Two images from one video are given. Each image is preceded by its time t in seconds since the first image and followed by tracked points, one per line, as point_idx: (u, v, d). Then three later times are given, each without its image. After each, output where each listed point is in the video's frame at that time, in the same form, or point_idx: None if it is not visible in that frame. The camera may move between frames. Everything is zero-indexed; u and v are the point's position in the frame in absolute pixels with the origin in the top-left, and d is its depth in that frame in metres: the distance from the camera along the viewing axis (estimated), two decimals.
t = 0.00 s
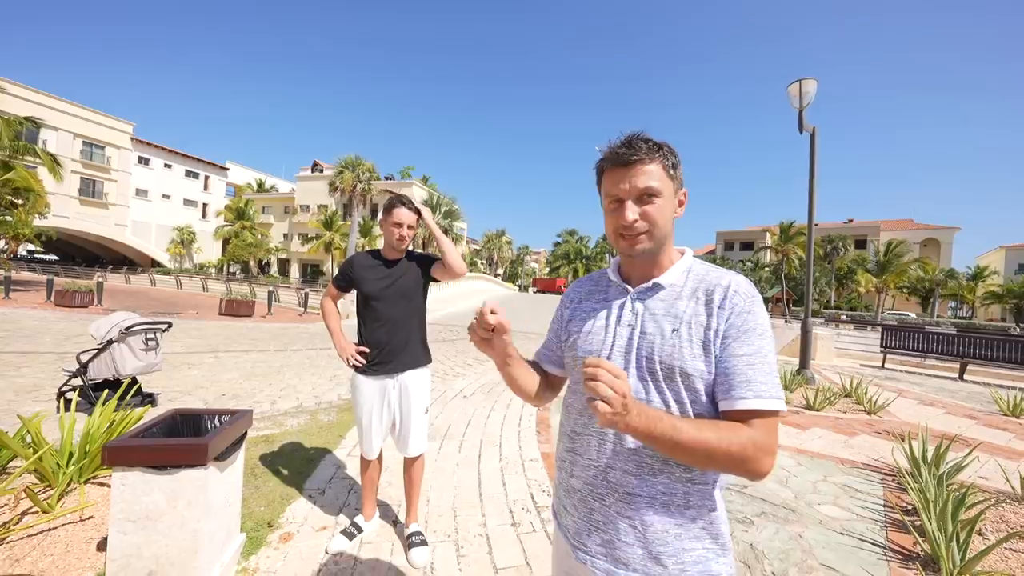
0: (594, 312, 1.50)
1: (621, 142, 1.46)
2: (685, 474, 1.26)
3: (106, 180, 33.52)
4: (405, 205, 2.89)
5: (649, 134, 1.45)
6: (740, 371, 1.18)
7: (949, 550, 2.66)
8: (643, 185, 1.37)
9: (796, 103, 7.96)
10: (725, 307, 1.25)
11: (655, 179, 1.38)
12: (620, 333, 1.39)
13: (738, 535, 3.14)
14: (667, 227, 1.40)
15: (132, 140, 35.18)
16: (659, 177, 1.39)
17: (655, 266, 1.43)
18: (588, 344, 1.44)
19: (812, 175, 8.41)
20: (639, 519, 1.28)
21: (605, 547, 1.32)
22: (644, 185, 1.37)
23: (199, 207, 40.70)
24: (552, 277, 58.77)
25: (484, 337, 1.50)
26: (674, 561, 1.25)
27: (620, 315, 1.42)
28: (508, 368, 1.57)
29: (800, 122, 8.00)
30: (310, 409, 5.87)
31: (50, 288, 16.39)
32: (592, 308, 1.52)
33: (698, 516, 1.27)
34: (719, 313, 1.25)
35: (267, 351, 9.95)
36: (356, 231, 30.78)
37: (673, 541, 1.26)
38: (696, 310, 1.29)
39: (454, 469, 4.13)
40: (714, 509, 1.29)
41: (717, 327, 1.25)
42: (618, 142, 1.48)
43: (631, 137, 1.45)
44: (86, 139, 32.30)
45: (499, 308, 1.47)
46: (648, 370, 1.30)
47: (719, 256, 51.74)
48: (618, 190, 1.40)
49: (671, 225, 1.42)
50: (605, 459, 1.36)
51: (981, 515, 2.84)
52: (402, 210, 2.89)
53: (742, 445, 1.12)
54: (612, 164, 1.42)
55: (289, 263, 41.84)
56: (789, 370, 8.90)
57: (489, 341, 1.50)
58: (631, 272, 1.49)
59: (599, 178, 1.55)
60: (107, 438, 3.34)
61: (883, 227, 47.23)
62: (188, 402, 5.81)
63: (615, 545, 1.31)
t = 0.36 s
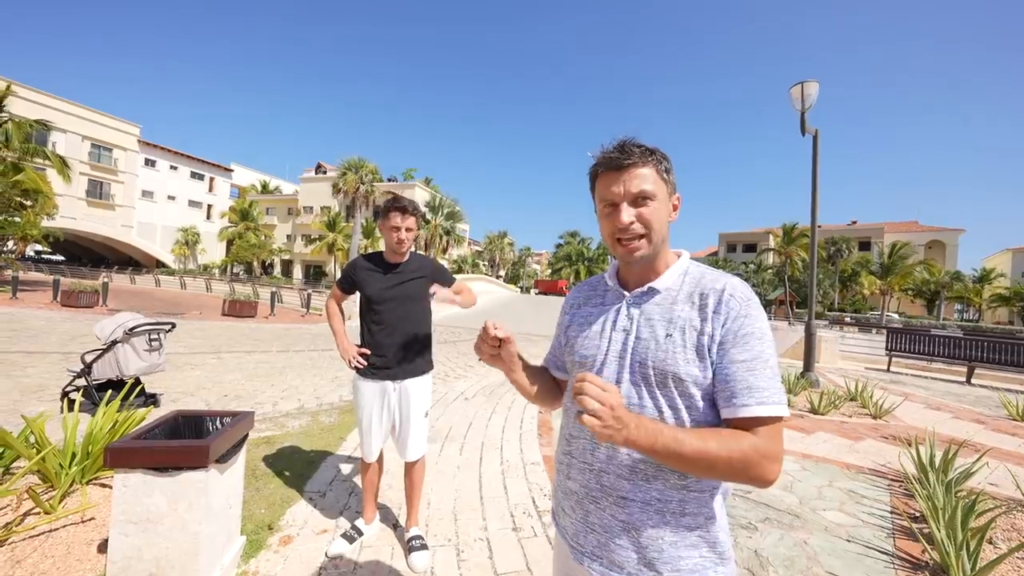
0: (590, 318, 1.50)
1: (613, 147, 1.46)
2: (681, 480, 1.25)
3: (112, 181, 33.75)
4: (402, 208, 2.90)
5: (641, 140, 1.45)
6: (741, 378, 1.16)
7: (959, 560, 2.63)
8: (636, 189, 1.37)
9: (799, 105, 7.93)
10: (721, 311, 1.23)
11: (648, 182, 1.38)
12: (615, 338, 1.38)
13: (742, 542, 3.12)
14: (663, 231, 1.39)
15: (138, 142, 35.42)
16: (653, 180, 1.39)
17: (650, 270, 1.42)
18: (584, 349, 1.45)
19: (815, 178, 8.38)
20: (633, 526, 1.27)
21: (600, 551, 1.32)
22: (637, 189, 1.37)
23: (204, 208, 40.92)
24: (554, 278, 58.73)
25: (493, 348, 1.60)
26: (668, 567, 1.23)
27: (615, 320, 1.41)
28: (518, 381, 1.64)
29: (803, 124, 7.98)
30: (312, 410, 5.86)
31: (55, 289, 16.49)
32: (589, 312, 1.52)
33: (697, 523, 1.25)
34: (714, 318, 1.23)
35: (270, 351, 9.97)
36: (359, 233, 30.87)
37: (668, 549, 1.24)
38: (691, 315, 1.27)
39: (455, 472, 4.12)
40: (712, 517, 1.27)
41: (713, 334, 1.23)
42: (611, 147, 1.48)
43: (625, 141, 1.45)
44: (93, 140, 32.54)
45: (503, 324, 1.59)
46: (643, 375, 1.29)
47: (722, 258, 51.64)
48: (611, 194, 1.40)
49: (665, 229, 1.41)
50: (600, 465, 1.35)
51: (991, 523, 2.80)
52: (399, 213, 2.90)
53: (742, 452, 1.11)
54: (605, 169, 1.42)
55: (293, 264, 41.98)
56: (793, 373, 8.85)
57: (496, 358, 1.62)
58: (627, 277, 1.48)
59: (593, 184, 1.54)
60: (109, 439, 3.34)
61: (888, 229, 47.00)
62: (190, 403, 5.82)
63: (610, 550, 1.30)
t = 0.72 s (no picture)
0: (589, 315, 1.49)
1: (613, 145, 1.47)
2: (678, 479, 1.24)
3: (114, 182, 33.80)
4: (402, 208, 2.90)
5: (643, 140, 1.45)
6: (750, 380, 1.17)
7: (962, 562, 2.62)
8: (635, 183, 1.37)
9: (800, 106, 7.92)
10: (726, 313, 1.23)
11: (647, 179, 1.38)
12: (612, 336, 1.38)
13: (743, 544, 3.11)
14: (662, 229, 1.39)
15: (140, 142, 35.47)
16: (652, 177, 1.39)
17: (648, 268, 1.41)
18: (581, 346, 1.44)
19: (816, 178, 8.37)
20: (629, 524, 1.26)
21: (594, 548, 1.31)
22: (635, 184, 1.37)
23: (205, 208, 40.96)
24: (555, 279, 58.72)
25: (513, 399, 1.56)
26: (664, 565, 1.23)
27: (614, 318, 1.40)
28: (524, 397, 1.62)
29: (804, 125, 7.96)
30: (312, 411, 5.86)
31: (56, 289, 16.54)
32: (587, 311, 1.51)
33: (694, 524, 1.25)
34: (718, 321, 1.23)
35: (270, 352, 9.98)
36: (359, 233, 30.89)
37: (664, 546, 1.24)
38: (693, 315, 1.27)
39: (455, 473, 4.11)
40: (711, 518, 1.27)
41: (718, 336, 1.23)
42: (612, 146, 1.48)
43: (626, 140, 1.45)
44: (95, 141, 32.59)
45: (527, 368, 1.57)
46: (641, 373, 1.29)
47: (722, 258, 51.64)
48: (611, 188, 1.40)
49: (665, 228, 1.41)
50: (596, 463, 1.34)
51: (993, 525, 2.80)
52: (399, 213, 2.91)
53: (751, 454, 1.11)
54: (605, 166, 1.43)
55: (293, 264, 42.01)
56: (794, 374, 8.83)
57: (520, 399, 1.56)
58: (626, 276, 1.48)
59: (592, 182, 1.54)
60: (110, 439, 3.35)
61: (889, 230, 46.96)
62: (191, 404, 5.82)
63: (604, 547, 1.30)
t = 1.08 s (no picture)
0: (590, 315, 1.50)
1: (618, 147, 1.47)
2: (678, 477, 1.24)
3: (116, 182, 33.87)
4: (403, 209, 2.90)
5: (647, 142, 1.46)
6: (752, 380, 1.17)
7: (963, 563, 2.61)
8: (639, 184, 1.37)
9: (802, 107, 7.92)
10: (728, 314, 1.23)
11: (651, 181, 1.38)
12: (614, 334, 1.38)
13: (743, 544, 3.11)
14: (665, 230, 1.39)
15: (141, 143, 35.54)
16: (656, 179, 1.39)
17: (650, 269, 1.41)
18: (582, 345, 1.45)
19: (817, 179, 8.37)
20: (630, 524, 1.26)
21: (594, 546, 1.32)
22: (640, 185, 1.37)
23: (206, 208, 41.04)
24: (555, 279, 58.70)
25: (529, 399, 1.58)
26: (664, 564, 1.23)
27: (615, 318, 1.41)
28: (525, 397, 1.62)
29: (806, 125, 7.98)
30: (313, 411, 5.87)
31: (58, 289, 16.56)
32: (589, 310, 1.52)
33: (693, 524, 1.25)
34: (721, 321, 1.24)
35: (271, 352, 10.00)
36: (360, 234, 30.92)
37: (663, 545, 1.24)
38: (696, 314, 1.26)
39: (455, 473, 4.12)
40: (710, 518, 1.27)
41: (721, 337, 1.23)
42: (616, 147, 1.49)
43: (631, 142, 1.46)
44: (96, 141, 32.66)
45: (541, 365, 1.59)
46: (644, 372, 1.29)
47: (723, 259, 51.61)
48: (615, 190, 1.40)
49: (668, 229, 1.41)
50: (599, 463, 1.34)
51: (995, 526, 2.79)
52: (400, 214, 2.91)
53: (756, 454, 1.11)
54: (610, 167, 1.43)
55: (294, 265, 42.06)
56: (795, 375, 8.83)
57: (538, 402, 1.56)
58: (628, 277, 1.48)
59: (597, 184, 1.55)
60: (111, 439, 3.35)
61: (890, 231, 46.93)
62: (192, 404, 5.83)
63: (605, 546, 1.29)
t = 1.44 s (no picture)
0: (592, 315, 1.50)
1: (623, 148, 1.47)
2: (677, 474, 1.25)
3: (113, 182, 33.79)
4: (400, 208, 2.90)
5: (651, 143, 1.46)
6: (750, 380, 1.17)
7: (960, 559, 2.62)
8: (645, 187, 1.37)
9: (801, 106, 7.92)
10: (727, 315, 1.24)
11: (656, 182, 1.38)
12: (615, 333, 1.39)
13: (742, 542, 3.11)
14: (669, 231, 1.39)
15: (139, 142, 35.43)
16: (661, 180, 1.39)
17: (653, 270, 1.42)
18: (583, 345, 1.45)
19: (816, 179, 8.38)
20: (629, 521, 1.27)
21: (595, 544, 1.32)
22: (646, 187, 1.37)
23: (204, 208, 40.95)
24: (555, 279, 58.71)
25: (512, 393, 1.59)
26: (663, 560, 1.23)
27: (617, 317, 1.41)
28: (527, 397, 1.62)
29: (805, 125, 7.99)
30: (312, 411, 5.87)
31: (55, 290, 16.50)
32: (590, 310, 1.52)
33: (691, 521, 1.25)
34: (721, 321, 1.24)
35: (271, 352, 10.00)
36: (359, 234, 30.90)
37: (662, 541, 1.24)
38: (696, 314, 1.27)
39: (456, 473, 4.11)
40: (709, 514, 1.27)
41: (720, 337, 1.23)
42: (621, 148, 1.49)
43: (635, 143, 1.46)
44: (93, 141, 32.56)
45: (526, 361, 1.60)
46: (645, 370, 1.29)
47: (722, 259, 51.70)
48: (620, 191, 1.40)
49: (671, 230, 1.41)
50: (600, 461, 1.34)
51: (992, 524, 2.79)
52: (397, 214, 2.91)
53: (750, 451, 1.12)
54: (616, 168, 1.43)
55: (293, 265, 42.01)
56: (794, 373, 8.84)
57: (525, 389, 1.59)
58: (630, 277, 1.49)
59: (601, 184, 1.55)
60: (109, 440, 3.35)
61: (889, 230, 46.99)
62: (191, 404, 5.82)
63: (605, 544, 1.30)
